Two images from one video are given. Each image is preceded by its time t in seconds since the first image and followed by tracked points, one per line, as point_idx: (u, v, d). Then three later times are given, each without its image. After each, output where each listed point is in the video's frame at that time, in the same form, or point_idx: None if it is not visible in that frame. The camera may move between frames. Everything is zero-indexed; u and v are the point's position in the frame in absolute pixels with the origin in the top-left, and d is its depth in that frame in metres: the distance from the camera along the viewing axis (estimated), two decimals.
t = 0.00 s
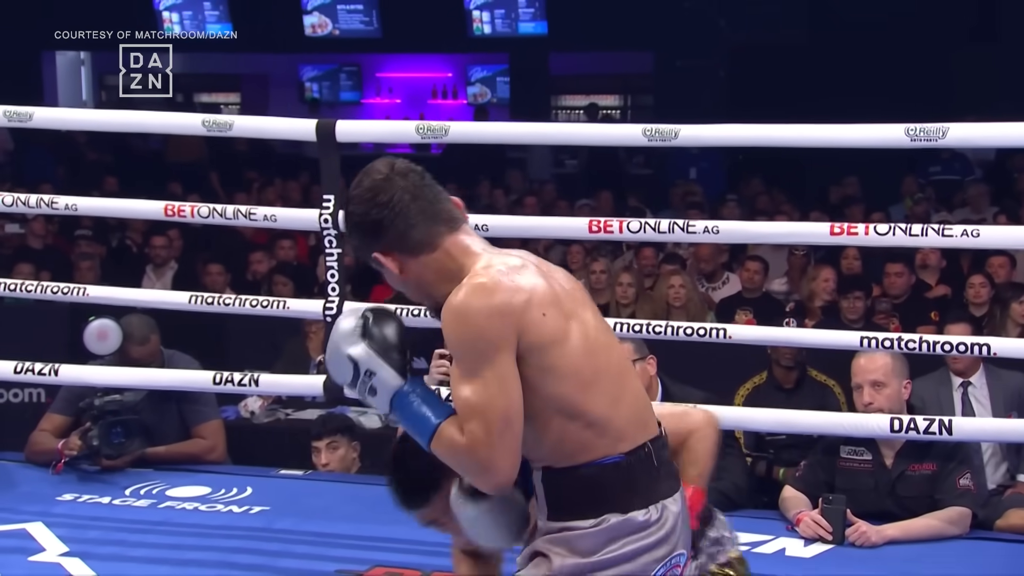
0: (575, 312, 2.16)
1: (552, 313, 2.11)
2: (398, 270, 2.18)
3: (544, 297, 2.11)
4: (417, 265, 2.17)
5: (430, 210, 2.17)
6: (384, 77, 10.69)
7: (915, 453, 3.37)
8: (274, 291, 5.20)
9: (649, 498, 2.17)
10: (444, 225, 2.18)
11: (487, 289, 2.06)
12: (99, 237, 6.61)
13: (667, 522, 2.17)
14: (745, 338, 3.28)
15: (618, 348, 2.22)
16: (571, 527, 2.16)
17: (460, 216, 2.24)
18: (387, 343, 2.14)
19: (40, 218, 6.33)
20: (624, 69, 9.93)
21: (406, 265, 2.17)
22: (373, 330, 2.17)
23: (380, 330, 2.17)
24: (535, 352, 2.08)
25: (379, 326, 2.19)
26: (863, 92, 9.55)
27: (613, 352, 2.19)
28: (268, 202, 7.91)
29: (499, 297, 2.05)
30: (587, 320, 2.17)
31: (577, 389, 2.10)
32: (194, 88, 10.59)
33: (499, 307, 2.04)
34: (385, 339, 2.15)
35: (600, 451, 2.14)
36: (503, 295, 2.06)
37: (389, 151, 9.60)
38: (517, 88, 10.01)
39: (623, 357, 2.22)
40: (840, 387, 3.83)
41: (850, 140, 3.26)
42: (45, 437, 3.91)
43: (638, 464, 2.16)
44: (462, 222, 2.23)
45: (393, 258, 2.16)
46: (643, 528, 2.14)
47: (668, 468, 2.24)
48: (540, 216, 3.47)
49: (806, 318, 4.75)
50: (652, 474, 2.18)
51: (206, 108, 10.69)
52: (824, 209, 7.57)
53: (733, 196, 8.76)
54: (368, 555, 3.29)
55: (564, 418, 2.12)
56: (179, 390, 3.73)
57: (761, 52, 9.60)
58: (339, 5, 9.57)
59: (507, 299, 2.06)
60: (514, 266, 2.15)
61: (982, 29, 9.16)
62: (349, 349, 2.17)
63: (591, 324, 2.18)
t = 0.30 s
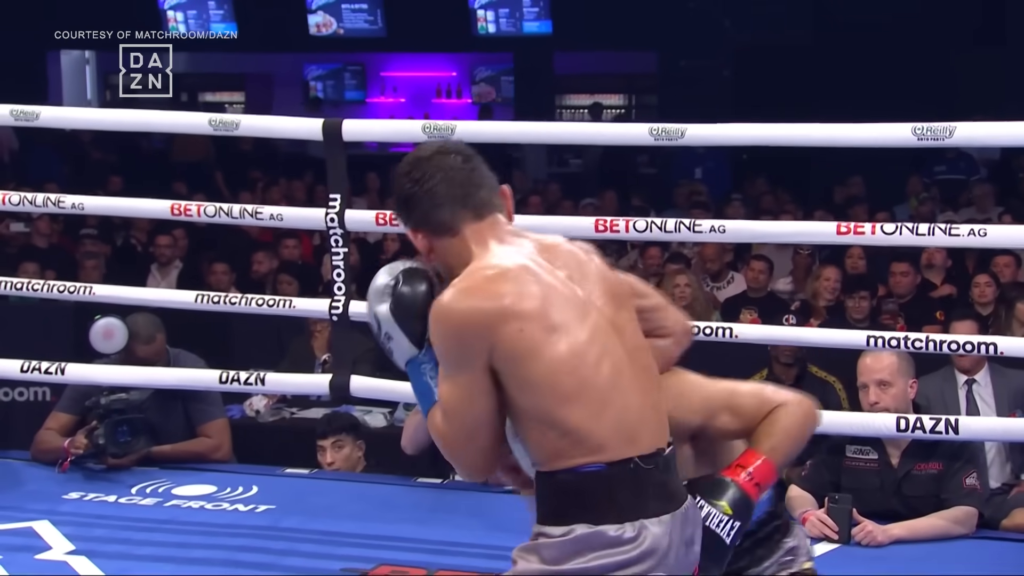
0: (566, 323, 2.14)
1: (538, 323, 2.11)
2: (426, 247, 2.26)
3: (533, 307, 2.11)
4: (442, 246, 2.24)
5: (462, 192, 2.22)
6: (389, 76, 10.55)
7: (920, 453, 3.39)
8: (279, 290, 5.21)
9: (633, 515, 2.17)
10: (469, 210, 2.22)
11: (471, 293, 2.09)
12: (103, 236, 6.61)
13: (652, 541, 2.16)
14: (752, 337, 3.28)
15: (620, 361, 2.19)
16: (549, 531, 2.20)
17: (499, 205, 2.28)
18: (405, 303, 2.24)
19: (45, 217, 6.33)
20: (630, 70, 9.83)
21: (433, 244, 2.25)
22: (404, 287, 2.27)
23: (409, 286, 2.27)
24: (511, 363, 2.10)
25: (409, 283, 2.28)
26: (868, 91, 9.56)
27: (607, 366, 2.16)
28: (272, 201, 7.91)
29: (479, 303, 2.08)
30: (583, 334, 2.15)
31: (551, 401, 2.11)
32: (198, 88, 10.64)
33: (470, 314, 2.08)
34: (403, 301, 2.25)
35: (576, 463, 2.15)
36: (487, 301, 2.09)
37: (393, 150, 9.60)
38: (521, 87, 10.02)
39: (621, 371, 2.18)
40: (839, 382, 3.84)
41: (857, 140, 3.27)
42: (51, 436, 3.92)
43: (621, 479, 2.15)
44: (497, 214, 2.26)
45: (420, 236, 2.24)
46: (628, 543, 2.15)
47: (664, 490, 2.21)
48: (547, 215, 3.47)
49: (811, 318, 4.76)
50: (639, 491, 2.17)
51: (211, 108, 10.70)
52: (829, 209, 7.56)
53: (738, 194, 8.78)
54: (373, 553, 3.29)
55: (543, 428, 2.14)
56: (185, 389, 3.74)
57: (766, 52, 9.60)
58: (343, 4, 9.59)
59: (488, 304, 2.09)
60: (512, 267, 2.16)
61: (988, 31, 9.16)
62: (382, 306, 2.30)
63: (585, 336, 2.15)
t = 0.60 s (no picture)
0: (516, 308, 1.89)
1: (476, 302, 1.89)
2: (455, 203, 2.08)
3: (475, 286, 1.90)
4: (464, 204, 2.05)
5: (484, 148, 1.98)
6: (388, 76, 10.60)
7: (922, 452, 3.41)
8: (279, 291, 5.21)
9: (567, 514, 1.88)
10: (487, 170, 1.98)
11: (422, 264, 1.94)
12: (104, 237, 6.61)
13: (599, 550, 1.87)
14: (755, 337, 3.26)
15: (582, 357, 1.89)
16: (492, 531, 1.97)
17: (522, 166, 2.00)
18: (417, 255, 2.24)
19: (45, 218, 6.33)
20: (629, 69, 9.96)
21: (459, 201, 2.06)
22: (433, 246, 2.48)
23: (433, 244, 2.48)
24: (449, 340, 1.92)
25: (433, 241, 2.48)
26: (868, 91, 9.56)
27: (555, 364, 1.87)
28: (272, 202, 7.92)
29: (423, 273, 1.93)
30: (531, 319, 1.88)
31: (483, 392, 1.91)
32: (199, 88, 10.75)
33: (404, 287, 1.94)
34: (420, 252, 2.24)
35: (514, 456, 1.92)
36: (431, 271, 1.92)
37: (393, 151, 9.62)
38: (520, 86, 10.02)
39: (580, 370, 1.88)
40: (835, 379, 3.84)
41: (857, 139, 3.28)
42: (52, 437, 3.92)
43: (554, 477, 1.88)
44: (515, 179, 1.99)
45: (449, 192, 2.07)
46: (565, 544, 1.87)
47: (616, 489, 1.89)
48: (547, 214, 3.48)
49: (811, 318, 4.78)
50: (576, 491, 1.88)
51: (211, 108, 10.82)
52: (828, 208, 7.57)
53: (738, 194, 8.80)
54: (374, 554, 3.29)
55: (487, 419, 1.94)
56: (186, 389, 3.74)
57: (765, 52, 9.61)
58: (343, 5, 9.61)
59: (429, 276, 1.92)
60: (476, 240, 1.94)
61: (989, 29, 9.11)
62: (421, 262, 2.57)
63: (534, 325, 1.88)
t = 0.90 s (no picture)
0: (469, 350, 1.81)
1: (429, 341, 1.84)
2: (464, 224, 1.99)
3: (429, 324, 1.84)
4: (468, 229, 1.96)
5: (490, 174, 1.90)
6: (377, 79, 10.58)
7: (908, 451, 3.44)
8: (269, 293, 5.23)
9: (501, 570, 1.80)
10: (488, 198, 1.90)
11: (399, 294, 1.91)
12: (94, 240, 6.62)
13: None
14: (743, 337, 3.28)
15: (527, 411, 1.78)
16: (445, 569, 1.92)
17: (525, 198, 1.90)
18: (441, 247, 2.24)
19: (35, 221, 6.33)
20: (617, 72, 9.77)
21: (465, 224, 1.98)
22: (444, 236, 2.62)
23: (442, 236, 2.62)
24: (408, 375, 1.88)
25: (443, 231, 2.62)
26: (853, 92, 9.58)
27: (496, 415, 1.78)
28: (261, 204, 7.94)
29: (396, 303, 1.91)
30: (475, 365, 1.80)
31: (433, 432, 1.85)
32: (189, 91, 10.75)
33: (385, 310, 1.92)
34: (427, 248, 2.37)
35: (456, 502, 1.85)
36: (402, 304, 1.89)
37: (381, 153, 9.64)
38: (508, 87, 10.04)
39: (522, 424, 1.77)
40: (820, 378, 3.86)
41: (844, 140, 3.30)
42: (43, 439, 3.92)
43: (482, 532, 1.81)
44: (514, 211, 1.90)
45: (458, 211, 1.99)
46: None
47: (543, 552, 1.79)
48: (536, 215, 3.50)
49: (798, 319, 4.82)
50: (504, 549, 1.80)
51: (200, 111, 10.85)
52: (814, 209, 7.59)
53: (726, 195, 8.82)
54: (365, 555, 3.31)
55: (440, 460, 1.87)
56: (177, 391, 3.75)
57: (752, 54, 9.63)
58: (331, 8, 9.62)
59: (400, 309, 1.89)
60: (446, 277, 1.88)
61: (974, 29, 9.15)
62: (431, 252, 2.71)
63: (478, 370, 1.79)
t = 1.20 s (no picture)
0: (437, 389, 1.90)
1: (401, 379, 1.95)
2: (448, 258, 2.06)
3: (400, 363, 1.95)
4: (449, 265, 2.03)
5: (466, 214, 1.95)
6: (363, 84, 10.68)
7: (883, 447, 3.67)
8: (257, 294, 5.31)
9: None
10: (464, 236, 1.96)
11: (379, 332, 2.02)
12: (84, 242, 6.70)
13: None
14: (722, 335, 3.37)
15: (491, 450, 1.85)
16: None
17: (502, 237, 1.95)
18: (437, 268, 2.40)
19: (25, 224, 6.40)
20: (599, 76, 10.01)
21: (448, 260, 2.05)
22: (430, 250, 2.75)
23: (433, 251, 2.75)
24: (386, 410, 1.99)
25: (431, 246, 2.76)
26: (832, 96, 9.66)
27: (458, 454, 1.87)
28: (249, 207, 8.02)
29: (374, 340, 2.02)
30: (441, 405, 1.89)
31: (409, 466, 1.96)
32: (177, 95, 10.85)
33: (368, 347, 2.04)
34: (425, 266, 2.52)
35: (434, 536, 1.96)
36: (379, 343, 2.00)
37: (368, 156, 9.74)
38: (491, 91, 10.15)
39: (482, 463, 1.85)
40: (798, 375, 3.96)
41: (821, 143, 3.38)
42: (35, 438, 3.99)
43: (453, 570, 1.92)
44: (492, 251, 1.95)
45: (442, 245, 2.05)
46: None
47: None
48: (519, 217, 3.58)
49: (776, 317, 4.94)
50: None
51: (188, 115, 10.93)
52: (790, 212, 7.70)
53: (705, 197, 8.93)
54: (353, 550, 3.39)
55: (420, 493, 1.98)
56: (166, 390, 3.82)
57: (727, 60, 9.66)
58: (318, 15, 9.68)
59: (378, 347, 2.00)
60: (420, 317, 1.97)
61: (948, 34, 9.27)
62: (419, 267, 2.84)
63: (443, 409, 1.88)
